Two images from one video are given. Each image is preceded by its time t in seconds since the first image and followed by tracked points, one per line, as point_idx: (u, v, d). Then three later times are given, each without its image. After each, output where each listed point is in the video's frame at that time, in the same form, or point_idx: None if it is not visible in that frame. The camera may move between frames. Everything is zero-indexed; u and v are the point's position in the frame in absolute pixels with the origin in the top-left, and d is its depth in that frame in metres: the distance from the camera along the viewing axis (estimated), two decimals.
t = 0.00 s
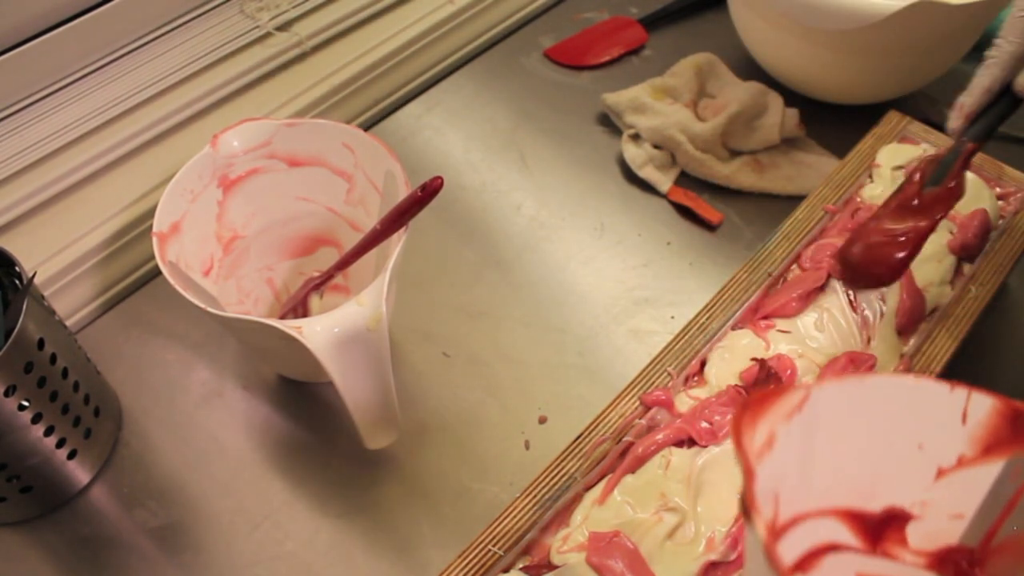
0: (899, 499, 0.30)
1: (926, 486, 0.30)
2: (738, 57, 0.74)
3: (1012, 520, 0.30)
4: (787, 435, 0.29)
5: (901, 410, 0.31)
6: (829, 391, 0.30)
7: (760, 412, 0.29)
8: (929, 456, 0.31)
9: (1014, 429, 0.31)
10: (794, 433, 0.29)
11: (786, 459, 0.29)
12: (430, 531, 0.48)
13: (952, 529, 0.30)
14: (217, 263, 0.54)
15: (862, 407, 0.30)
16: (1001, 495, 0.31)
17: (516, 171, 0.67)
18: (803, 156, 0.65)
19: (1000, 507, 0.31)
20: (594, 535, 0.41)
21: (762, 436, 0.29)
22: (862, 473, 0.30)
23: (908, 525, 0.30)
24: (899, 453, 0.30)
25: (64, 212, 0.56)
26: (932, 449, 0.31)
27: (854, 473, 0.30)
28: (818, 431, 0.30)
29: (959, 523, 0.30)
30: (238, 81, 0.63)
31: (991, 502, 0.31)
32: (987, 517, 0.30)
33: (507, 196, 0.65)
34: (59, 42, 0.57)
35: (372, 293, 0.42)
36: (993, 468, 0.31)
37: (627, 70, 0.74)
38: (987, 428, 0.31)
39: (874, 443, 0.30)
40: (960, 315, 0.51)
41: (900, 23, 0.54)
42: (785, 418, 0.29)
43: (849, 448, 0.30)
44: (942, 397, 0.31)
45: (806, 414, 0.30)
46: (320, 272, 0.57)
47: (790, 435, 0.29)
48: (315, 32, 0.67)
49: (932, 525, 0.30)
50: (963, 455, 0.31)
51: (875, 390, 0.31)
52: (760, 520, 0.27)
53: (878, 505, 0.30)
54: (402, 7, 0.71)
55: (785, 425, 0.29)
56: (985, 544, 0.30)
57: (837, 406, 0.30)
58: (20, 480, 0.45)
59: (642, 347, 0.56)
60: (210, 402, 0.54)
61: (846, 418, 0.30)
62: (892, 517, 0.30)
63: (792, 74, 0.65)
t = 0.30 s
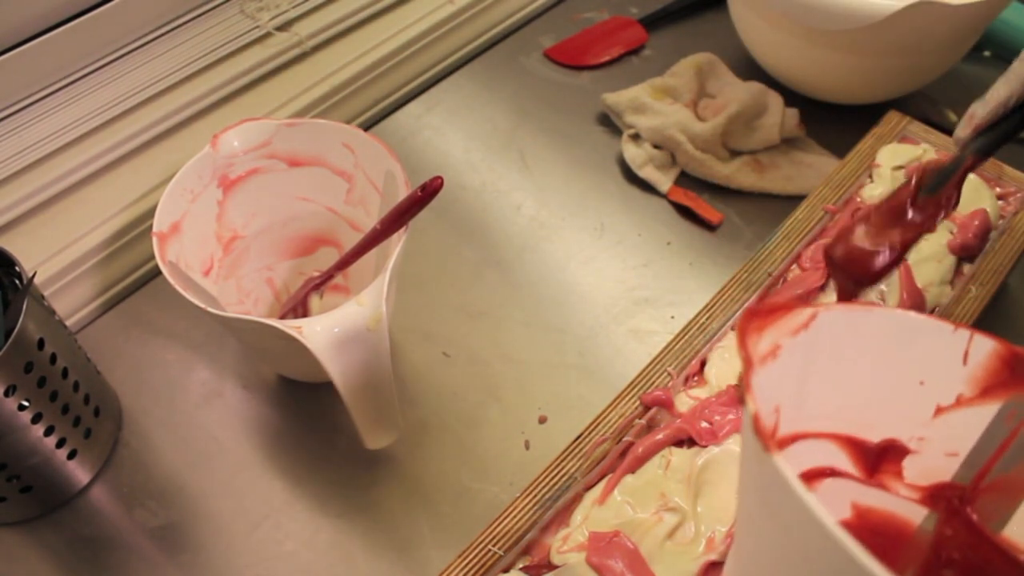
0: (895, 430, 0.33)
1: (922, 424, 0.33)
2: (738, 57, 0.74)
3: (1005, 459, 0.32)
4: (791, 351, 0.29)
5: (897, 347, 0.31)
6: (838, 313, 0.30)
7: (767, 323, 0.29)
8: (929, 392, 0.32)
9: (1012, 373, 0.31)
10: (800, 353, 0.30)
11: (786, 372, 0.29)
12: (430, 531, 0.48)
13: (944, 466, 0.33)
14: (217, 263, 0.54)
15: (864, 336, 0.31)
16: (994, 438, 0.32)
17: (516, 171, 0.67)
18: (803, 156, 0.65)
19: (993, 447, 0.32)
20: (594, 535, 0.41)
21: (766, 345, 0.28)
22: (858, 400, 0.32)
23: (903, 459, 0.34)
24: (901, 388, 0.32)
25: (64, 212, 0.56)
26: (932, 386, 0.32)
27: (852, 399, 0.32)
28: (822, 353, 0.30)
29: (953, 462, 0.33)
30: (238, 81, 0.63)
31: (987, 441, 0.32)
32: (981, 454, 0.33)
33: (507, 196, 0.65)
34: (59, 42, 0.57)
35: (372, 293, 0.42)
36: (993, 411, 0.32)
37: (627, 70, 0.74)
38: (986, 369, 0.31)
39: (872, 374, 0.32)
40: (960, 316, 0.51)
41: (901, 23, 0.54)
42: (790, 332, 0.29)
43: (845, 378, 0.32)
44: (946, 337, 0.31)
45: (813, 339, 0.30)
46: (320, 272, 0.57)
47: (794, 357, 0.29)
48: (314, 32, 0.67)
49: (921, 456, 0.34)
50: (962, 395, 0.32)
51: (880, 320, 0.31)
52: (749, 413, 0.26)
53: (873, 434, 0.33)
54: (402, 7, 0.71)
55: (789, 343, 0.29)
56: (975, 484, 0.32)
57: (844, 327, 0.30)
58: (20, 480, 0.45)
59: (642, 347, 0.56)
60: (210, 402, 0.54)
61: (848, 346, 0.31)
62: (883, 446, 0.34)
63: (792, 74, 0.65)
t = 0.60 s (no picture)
0: (898, 436, 0.33)
1: (926, 431, 0.33)
2: (738, 57, 0.74)
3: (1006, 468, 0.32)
4: (796, 355, 0.29)
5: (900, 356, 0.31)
6: (842, 319, 0.30)
7: (772, 326, 0.29)
8: (933, 399, 0.32)
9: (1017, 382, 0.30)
10: (802, 358, 0.29)
11: (788, 377, 0.29)
12: (430, 531, 0.48)
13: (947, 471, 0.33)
14: (217, 263, 0.54)
15: (866, 342, 0.30)
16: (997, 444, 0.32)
17: (516, 171, 0.67)
18: (803, 156, 0.65)
19: (995, 456, 0.32)
20: (594, 535, 0.41)
21: (772, 349, 0.28)
22: (859, 408, 0.32)
23: (907, 466, 0.34)
24: (904, 395, 0.32)
25: (64, 212, 0.56)
26: (937, 393, 0.31)
27: (853, 404, 0.32)
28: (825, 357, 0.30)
29: (955, 469, 0.33)
30: (238, 81, 0.63)
31: (989, 448, 0.32)
32: (984, 461, 0.32)
33: (507, 196, 0.65)
34: (58, 42, 0.57)
35: (372, 293, 0.42)
36: (995, 420, 0.31)
37: (627, 70, 0.74)
38: (991, 377, 0.30)
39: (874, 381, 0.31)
40: (960, 314, 0.51)
41: (900, 23, 0.54)
42: (794, 336, 0.29)
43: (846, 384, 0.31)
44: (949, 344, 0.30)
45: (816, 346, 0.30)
46: (320, 273, 0.57)
47: (798, 360, 0.29)
48: (314, 32, 0.67)
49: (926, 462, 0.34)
50: (966, 403, 0.31)
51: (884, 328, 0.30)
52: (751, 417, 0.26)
53: (876, 440, 0.33)
54: (402, 7, 0.71)
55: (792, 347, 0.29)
56: (977, 491, 0.33)
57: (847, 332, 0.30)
58: (20, 480, 0.45)
59: (642, 347, 0.56)
60: (210, 402, 0.54)
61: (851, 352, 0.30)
62: (886, 451, 0.34)
63: (792, 74, 0.65)
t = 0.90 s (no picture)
0: (899, 409, 0.33)
1: (926, 405, 0.33)
2: (738, 57, 0.74)
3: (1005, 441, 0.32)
4: (800, 322, 0.30)
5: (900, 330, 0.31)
6: (847, 290, 0.30)
7: (777, 293, 0.29)
8: (933, 373, 0.32)
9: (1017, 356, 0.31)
10: (805, 326, 0.30)
11: (790, 344, 0.29)
12: (430, 531, 0.48)
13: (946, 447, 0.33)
14: (217, 263, 0.54)
15: (868, 314, 0.31)
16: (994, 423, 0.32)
17: (516, 171, 0.67)
18: (803, 156, 0.65)
19: (993, 429, 0.32)
20: (594, 535, 0.41)
21: (776, 315, 0.29)
22: (861, 379, 0.32)
23: (907, 437, 0.34)
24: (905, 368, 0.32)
25: (64, 212, 0.56)
26: (937, 367, 0.32)
27: (855, 375, 0.32)
28: (827, 329, 0.30)
29: (955, 442, 0.33)
30: (238, 81, 0.63)
31: (988, 422, 0.32)
32: (983, 435, 0.32)
33: (507, 196, 0.65)
34: (59, 42, 0.57)
35: (372, 293, 0.42)
36: (995, 393, 0.31)
37: (627, 70, 0.74)
38: (991, 351, 0.31)
39: (875, 352, 0.32)
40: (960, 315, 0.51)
41: (901, 24, 0.54)
42: (798, 305, 0.29)
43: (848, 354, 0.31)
44: (952, 319, 0.31)
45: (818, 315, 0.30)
46: (320, 273, 0.57)
47: (800, 330, 0.30)
48: (314, 32, 0.67)
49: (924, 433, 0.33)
50: (966, 377, 0.31)
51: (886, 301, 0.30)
52: (754, 368, 0.27)
53: (878, 412, 0.33)
54: (402, 7, 0.71)
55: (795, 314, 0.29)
56: (975, 464, 0.33)
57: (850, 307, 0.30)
58: (20, 480, 0.45)
59: (642, 347, 0.56)
60: (210, 402, 0.54)
61: (853, 323, 0.31)
62: (887, 424, 0.33)
63: (792, 74, 0.65)
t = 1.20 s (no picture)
0: (907, 372, 0.33)
1: (934, 371, 0.33)
2: (738, 57, 0.74)
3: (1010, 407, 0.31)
4: (811, 285, 0.29)
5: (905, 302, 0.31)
6: (859, 257, 0.30)
7: (790, 255, 0.29)
8: (941, 341, 0.32)
9: None
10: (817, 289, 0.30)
11: (803, 305, 0.29)
12: (431, 531, 0.48)
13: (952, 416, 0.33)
14: (217, 263, 0.54)
15: (879, 282, 0.31)
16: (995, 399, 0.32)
17: (516, 171, 0.67)
18: (803, 156, 0.65)
19: (1000, 398, 0.32)
20: (594, 535, 0.41)
21: (789, 275, 0.29)
22: (871, 341, 0.32)
23: (914, 404, 0.34)
24: (913, 335, 0.32)
25: (64, 212, 0.56)
26: (945, 334, 0.32)
27: (864, 338, 0.32)
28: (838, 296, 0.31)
29: (960, 410, 0.33)
30: (238, 81, 0.63)
31: (993, 391, 0.32)
32: (989, 403, 0.32)
33: (507, 196, 0.65)
34: (58, 42, 0.57)
35: (373, 293, 0.42)
36: (1002, 363, 0.31)
37: (627, 70, 0.74)
38: (999, 322, 0.31)
39: (884, 319, 0.32)
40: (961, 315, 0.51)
41: (901, 24, 0.54)
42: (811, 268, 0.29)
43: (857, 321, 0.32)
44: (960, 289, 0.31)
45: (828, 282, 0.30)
46: (320, 273, 0.57)
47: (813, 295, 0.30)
48: (314, 32, 0.67)
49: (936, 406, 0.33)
50: (973, 345, 0.32)
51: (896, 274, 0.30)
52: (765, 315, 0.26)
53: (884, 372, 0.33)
54: (402, 7, 0.71)
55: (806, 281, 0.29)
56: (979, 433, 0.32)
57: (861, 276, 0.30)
58: (20, 480, 0.45)
59: (642, 347, 0.56)
60: (210, 402, 0.54)
61: (863, 290, 0.31)
62: (896, 390, 0.34)
63: (792, 74, 0.65)
